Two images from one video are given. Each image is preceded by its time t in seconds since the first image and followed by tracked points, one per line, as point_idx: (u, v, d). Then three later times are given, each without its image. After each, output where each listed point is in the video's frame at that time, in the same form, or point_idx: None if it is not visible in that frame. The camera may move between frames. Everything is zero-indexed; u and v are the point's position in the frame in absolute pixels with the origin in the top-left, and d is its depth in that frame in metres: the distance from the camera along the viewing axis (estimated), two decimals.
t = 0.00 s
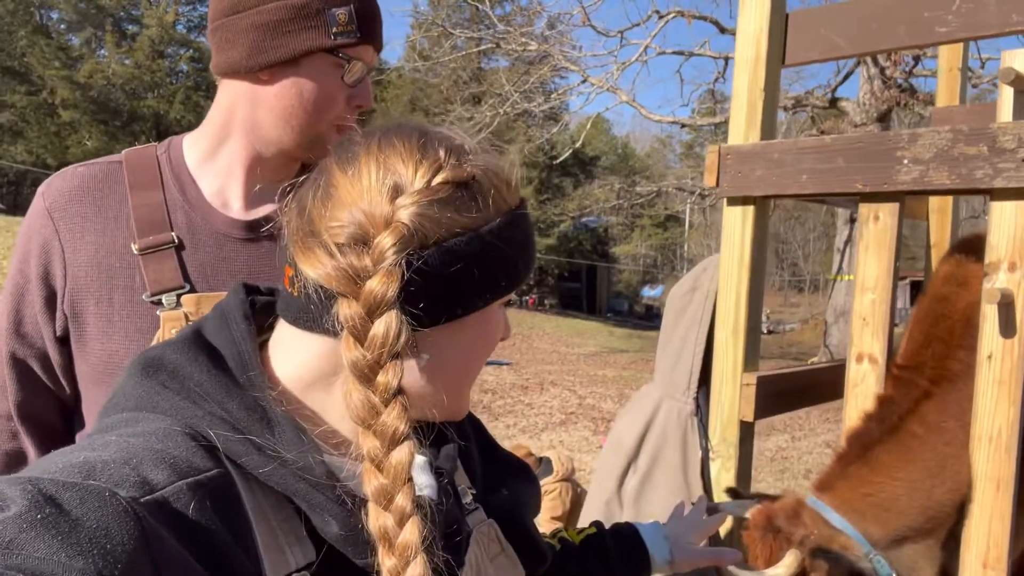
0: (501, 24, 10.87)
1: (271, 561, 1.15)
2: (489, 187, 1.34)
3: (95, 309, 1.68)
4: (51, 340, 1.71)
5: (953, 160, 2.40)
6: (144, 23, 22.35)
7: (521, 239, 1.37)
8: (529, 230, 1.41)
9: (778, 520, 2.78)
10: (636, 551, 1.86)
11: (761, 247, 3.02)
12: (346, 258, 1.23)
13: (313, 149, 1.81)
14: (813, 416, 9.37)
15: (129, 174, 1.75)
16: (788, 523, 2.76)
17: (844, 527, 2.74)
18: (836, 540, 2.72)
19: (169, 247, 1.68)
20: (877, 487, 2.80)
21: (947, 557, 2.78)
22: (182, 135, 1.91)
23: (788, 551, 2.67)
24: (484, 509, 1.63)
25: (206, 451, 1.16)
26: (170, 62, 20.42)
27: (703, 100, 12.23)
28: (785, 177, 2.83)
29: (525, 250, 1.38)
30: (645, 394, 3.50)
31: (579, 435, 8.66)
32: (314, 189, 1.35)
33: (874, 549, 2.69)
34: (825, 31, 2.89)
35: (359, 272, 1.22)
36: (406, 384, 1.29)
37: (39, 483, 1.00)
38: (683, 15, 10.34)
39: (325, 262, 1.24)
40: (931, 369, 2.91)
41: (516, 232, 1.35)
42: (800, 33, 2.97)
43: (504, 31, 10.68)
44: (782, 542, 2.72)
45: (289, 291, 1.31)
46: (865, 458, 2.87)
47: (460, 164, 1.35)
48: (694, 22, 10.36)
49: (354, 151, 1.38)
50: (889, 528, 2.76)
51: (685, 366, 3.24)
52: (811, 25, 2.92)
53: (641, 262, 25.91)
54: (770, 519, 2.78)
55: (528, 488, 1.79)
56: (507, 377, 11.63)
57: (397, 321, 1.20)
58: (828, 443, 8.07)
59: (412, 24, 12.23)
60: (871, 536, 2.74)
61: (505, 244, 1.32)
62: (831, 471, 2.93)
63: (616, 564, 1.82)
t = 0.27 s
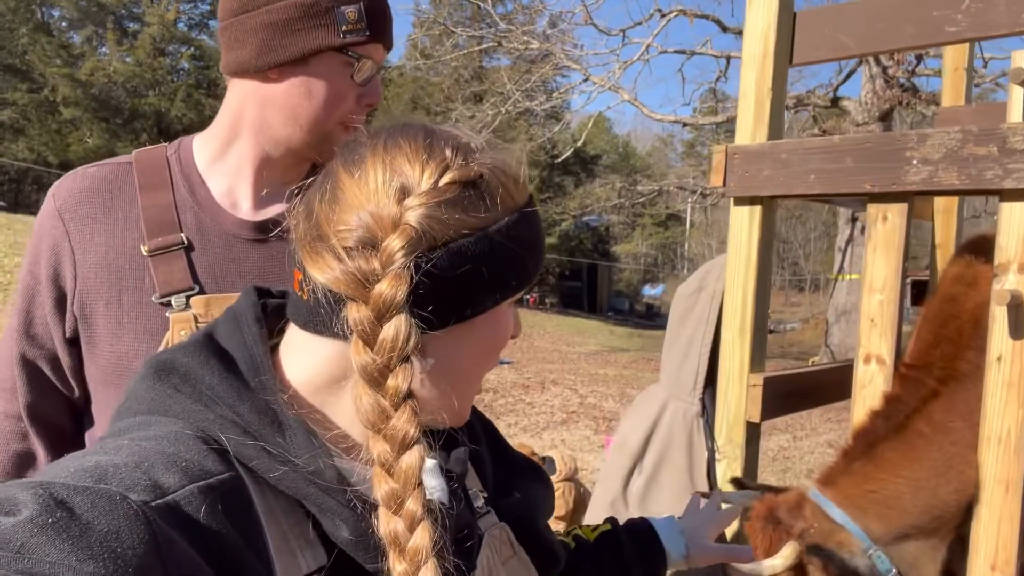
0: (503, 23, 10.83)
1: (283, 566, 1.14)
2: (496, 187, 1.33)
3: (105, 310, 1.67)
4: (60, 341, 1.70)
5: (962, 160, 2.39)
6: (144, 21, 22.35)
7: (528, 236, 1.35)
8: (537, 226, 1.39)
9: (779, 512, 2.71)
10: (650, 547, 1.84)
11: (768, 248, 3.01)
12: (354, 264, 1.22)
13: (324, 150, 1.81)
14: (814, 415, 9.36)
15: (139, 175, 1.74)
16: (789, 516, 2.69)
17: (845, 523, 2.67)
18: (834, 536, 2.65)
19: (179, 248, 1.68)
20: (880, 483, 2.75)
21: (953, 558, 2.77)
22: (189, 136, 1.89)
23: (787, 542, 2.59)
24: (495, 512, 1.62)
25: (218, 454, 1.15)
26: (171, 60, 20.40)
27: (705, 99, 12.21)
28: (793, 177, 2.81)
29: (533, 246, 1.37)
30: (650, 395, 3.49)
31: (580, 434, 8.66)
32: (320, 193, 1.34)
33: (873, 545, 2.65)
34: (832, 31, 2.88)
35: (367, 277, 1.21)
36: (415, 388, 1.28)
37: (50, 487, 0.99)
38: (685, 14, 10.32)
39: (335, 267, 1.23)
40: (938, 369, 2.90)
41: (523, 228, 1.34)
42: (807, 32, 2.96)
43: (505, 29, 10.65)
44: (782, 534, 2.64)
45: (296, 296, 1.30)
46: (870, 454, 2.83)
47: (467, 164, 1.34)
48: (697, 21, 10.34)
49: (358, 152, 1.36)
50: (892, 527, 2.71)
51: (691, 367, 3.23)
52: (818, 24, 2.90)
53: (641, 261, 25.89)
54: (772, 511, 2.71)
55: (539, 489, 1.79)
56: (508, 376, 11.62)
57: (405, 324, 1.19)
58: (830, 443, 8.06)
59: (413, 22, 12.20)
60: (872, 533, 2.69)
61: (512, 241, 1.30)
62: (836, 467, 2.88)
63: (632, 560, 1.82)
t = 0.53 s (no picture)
0: (502, 21, 10.82)
1: (302, 565, 1.14)
2: (509, 185, 1.33)
3: (120, 309, 1.67)
4: (75, 340, 1.71)
5: (969, 160, 2.39)
6: (142, 18, 22.31)
7: (540, 234, 1.35)
8: (549, 223, 1.39)
9: (789, 516, 2.69)
10: (664, 541, 1.84)
11: (773, 247, 3.01)
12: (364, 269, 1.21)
13: (340, 149, 1.81)
14: (813, 414, 9.37)
15: (153, 174, 1.75)
16: (799, 519, 2.68)
17: (854, 527, 2.68)
18: (842, 541, 2.66)
19: (193, 247, 1.67)
20: (888, 486, 2.76)
21: (958, 557, 2.77)
22: (203, 135, 1.89)
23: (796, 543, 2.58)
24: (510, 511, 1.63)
25: (236, 456, 1.15)
26: (169, 57, 20.36)
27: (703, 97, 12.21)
28: (799, 177, 2.81)
29: (546, 243, 1.36)
30: (655, 393, 3.49)
31: (580, 432, 8.66)
32: (331, 194, 1.33)
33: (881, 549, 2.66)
34: (838, 30, 2.87)
35: (380, 280, 1.20)
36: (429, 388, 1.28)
37: (71, 489, 0.99)
38: (684, 12, 10.31)
39: (348, 270, 1.23)
40: (945, 369, 2.93)
41: (534, 226, 1.33)
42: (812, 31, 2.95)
43: (504, 27, 10.61)
44: (792, 537, 2.63)
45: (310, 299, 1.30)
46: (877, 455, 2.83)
47: (478, 162, 1.33)
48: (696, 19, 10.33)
49: (369, 153, 1.35)
50: (900, 527, 2.73)
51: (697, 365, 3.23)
52: (824, 23, 2.89)
53: (640, 259, 25.88)
54: (782, 515, 2.69)
55: (554, 489, 1.79)
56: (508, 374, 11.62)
57: (419, 325, 1.18)
58: (830, 442, 8.07)
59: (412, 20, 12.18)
60: (881, 534, 2.71)
61: (524, 239, 1.30)
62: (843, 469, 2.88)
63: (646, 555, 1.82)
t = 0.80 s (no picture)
0: (499, 18, 10.80)
1: (299, 566, 1.14)
2: (499, 180, 1.31)
3: (122, 308, 1.67)
4: (76, 338, 1.71)
5: (969, 158, 2.39)
6: (137, 16, 22.28)
7: (532, 230, 1.34)
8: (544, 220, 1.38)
9: (787, 509, 2.70)
10: (656, 526, 1.86)
11: (772, 245, 3.01)
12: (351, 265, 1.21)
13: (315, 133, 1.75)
14: (810, 412, 9.38)
15: (156, 173, 1.75)
16: (797, 512, 2.68)
17: (852, 522, 2.65)
18: (840, 534, 2.63)
19: (196, 246, 1.67)
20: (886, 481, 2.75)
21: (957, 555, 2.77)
22: (208, 132, 1.89)
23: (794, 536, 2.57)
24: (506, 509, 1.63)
25: (231, 457, 1.14)
26: (165, 55, 20.33)
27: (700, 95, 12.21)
28: (798, 175, 2.81)
29: (538, 240, 1.35)
30: (653, 392, 3.50)
31: (577, 430, 8.67)
32: (320, 192, 1.33)
33: (879, 545, 2.63)
34: (837, 28, 2.87)
35: (367, 277, 1.20)
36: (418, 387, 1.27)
37: (66, 491, 0.98)
38: (681, 10, 10.31)
39: (335, 269, 1.23)
40: (944, 367, 2.93)
41: (527, 223, 1.32)
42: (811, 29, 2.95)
43: (501, 25, 10.64)
44: (790, 529, 2.62)
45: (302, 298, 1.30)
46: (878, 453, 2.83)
47: (465, 157, 1.32)
48: (692, 17, 10.32)
49: (358, 151, 1.35)
50: (898, 524, 2.70)
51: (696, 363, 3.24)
52: (823, 21, 2.89)
53: (636, 257, 25.89)
54: (780, 508, 2.70)
55: (553, 488, 1.78)
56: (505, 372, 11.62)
57: (407, 322, 1.18)
58: (827, 439, 8.08)
59: (408, 18, 12.18)
60: (878, 531, 2.67)
61: (514, 236, 1.29)
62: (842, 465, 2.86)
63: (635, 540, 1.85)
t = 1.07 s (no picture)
0: (493, 16, 10.79)
1: (296, 565, 1.13)
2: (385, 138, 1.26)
3: (114, 307, 1.66)
4: (69, 337, 1.70)
5: (963, 155, 2.39)
6: (130, 14, 22.21)
7: (449, 179, 1.22)
8: (478, 170, 1.25)
9: (782, 502, 2.78)
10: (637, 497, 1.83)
11: (767, 243, 3.01)
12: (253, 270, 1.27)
13: (268, 110, 1.71)
14: (804, 408, 9.40)
15: (151, 171, 1.74)
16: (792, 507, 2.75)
17: (847, 518, 2.70)
18: (835, 530, 2.68)
19: (190, 244, 1.66)
20: (882, 479, 2.76)
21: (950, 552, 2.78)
22: (208, 130, 1.89)
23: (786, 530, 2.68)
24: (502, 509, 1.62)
25: (230, 455, 1.14)
26: (158, 53, 20.27)
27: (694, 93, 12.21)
28: (792, 172, 2.81)
29: (465, 191, 1.23)
30: (648, 389, 3.50)
31: (573, 428, 8.68)
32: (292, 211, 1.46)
33: (873, 541, 2.66)
34: (832, 26, 2.87)
35: (267, 277, 1.23)
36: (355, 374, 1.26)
37: (64, 486, 0.98)
38: (676, 7, 10.30)
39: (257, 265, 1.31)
40: (938, 365, 2.93)
41: (429, 170, 1.22)
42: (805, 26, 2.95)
43: (495, 22, 10.64)
44: (783, 523, 2.71)
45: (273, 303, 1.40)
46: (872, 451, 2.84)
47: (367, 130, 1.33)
48: (687, 15, 10.32)
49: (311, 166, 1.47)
50: (893, 521, 2.73)
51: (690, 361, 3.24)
52: (817, 18, 2.89)
53: (631, 255, 25.90)
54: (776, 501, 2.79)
55: (549, 489, 1.77)
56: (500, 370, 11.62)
57: (289, 296, 1.21)
58: (821, 436, 8.10)
59: (403, 16, 12.15)
60: (874, 528, 2.71)
61: (409, 189, 1.20)
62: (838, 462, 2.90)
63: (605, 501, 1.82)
